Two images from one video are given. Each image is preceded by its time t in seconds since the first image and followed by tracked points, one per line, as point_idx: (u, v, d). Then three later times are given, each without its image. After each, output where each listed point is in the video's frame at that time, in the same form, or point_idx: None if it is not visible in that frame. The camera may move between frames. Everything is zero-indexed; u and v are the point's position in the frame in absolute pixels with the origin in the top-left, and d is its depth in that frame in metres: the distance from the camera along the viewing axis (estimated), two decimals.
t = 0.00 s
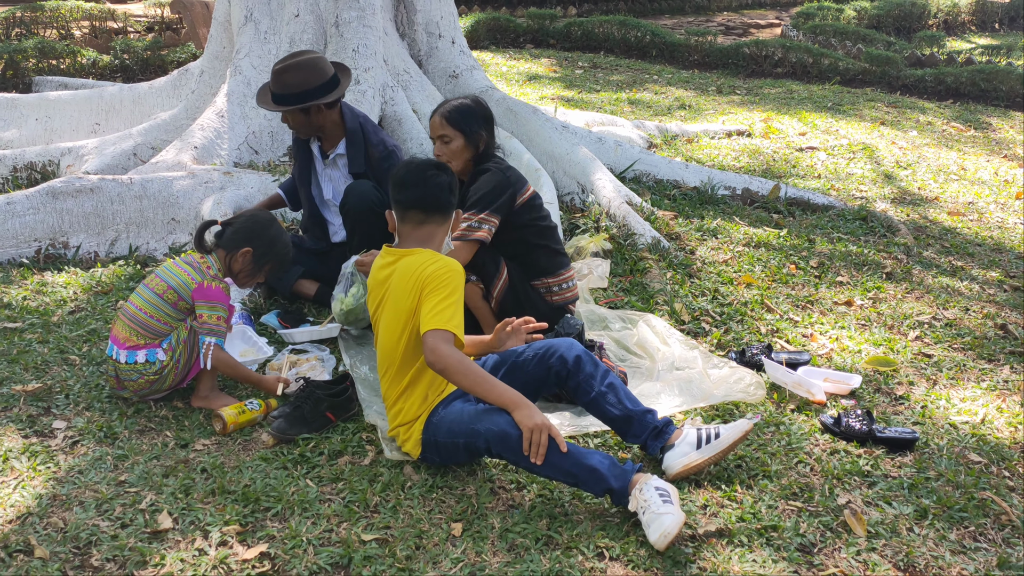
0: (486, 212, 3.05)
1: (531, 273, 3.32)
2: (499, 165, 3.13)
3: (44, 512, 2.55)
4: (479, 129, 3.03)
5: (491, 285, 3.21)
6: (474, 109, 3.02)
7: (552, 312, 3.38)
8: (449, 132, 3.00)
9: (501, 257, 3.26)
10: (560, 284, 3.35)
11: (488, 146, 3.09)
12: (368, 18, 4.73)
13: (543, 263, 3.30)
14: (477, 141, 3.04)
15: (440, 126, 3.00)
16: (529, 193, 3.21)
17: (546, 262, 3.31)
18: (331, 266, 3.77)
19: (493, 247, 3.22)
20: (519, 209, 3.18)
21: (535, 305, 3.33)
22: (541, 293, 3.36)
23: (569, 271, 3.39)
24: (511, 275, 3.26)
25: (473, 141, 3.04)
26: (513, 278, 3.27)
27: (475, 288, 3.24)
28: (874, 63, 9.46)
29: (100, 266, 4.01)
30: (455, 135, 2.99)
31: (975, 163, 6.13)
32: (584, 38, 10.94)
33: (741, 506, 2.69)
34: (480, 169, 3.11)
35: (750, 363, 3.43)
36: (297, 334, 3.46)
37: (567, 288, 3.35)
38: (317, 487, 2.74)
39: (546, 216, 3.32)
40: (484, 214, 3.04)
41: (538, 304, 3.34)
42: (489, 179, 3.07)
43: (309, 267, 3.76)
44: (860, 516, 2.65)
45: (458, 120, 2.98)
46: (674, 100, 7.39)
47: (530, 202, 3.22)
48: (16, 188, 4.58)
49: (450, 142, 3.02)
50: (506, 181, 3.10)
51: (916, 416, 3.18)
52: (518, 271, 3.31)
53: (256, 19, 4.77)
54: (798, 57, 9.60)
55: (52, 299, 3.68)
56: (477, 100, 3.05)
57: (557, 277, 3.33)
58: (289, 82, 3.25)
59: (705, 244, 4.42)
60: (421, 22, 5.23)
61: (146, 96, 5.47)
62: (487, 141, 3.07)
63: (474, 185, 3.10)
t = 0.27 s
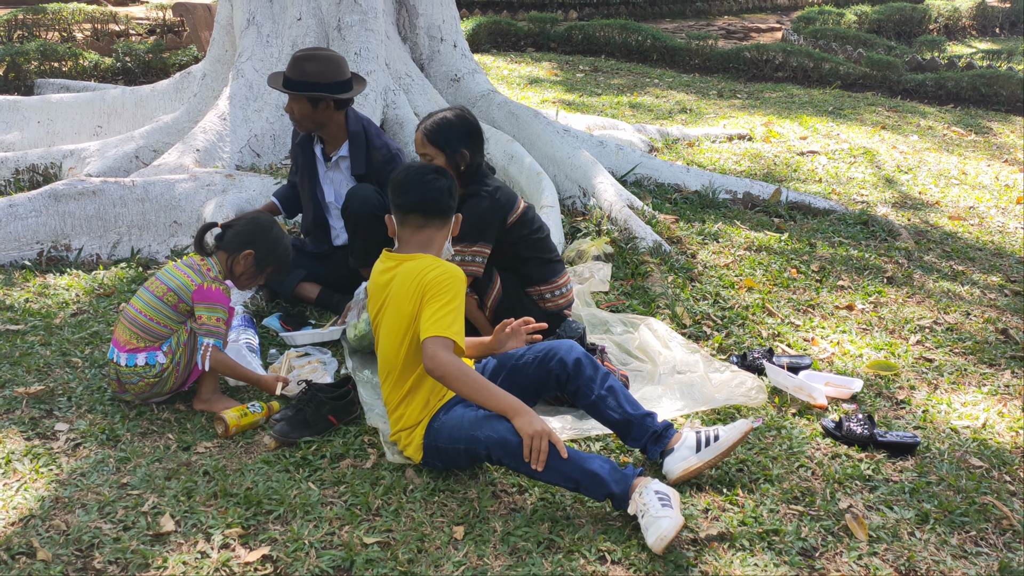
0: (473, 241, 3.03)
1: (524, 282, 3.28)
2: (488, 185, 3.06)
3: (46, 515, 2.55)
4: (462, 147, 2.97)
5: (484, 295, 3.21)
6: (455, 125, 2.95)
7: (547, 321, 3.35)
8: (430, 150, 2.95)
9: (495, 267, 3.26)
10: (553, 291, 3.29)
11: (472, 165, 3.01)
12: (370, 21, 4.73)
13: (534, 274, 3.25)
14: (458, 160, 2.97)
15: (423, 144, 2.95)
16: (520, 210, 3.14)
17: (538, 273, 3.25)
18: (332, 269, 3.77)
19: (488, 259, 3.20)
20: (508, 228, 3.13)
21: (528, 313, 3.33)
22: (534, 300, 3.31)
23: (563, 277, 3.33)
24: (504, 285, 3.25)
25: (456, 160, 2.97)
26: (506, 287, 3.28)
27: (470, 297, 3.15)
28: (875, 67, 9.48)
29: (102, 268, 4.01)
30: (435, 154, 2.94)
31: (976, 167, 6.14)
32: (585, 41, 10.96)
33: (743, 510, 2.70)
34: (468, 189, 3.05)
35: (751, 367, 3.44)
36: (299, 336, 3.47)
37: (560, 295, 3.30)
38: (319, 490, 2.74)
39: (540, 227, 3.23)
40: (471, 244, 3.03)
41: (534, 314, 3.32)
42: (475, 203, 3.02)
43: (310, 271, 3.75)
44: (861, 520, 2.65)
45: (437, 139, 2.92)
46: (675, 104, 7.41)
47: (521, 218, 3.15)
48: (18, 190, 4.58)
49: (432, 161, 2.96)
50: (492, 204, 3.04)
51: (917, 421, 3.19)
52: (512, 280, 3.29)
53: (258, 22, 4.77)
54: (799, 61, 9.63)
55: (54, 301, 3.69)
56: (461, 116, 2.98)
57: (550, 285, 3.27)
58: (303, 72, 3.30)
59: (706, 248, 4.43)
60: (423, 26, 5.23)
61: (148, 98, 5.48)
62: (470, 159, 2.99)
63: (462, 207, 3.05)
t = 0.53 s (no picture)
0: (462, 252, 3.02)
1: (517, 286, 3.26)
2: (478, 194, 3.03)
3: (45, 517, 2.55)
4: (448, 157, 2.96)
5: (479, 300, 3.24)
6: (440, 133, 2.97)
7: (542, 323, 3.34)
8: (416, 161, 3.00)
9: (488, 273, 3.24)
10: (547, 293, 3.26)
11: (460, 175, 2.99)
12: (370, 23, 4.73)
13: (527, 278, 3.22)
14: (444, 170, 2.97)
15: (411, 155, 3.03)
16: (510, 215, 3.08)
17: (530, 276, 3.22)
18: (332, 271, 3.76)
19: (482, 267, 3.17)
20: (499, 236, 3.09)
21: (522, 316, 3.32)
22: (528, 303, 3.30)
23: (556, 278, 3.29)
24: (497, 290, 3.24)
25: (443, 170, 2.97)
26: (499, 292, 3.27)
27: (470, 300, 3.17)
28: (874, 69, 9.49)
29: (101, 269, 4.01)
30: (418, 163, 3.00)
31: (975, 169, 6.14)
32: (585, 43, 10.95)
33: (742, 512, 2.70)
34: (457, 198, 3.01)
35: (750, 369, 3.44)
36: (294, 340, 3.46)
37: (553, 297, 3.27)
38: (318, 492, 2.74)
39: (530, 230, 3.18)
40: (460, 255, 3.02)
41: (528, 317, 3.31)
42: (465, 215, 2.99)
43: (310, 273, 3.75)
44: (860, 522, 2.65)
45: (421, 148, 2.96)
46: (674, 106, 7.41)
47: (512, 225, 3.10)
48: (17, 192, 4.58)
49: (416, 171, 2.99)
50: (482, 214, 3.01)
51: (916, 423, 3.19)
52: (504, 285, 3.27)
53: (257, 24, 4.77)
54: (798, 63, 9.64)
55: (53, 303, 3.69)
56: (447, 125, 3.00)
57: (543, 287, 3.25)
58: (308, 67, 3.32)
59: (705, 250, 4.43)
60: (423, 27, 5.24)
61: (148, 100, 5.48)
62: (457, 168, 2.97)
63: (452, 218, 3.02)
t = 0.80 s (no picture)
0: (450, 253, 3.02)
1: (513, 283, 3.25)
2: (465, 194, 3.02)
3: (42, 516, 2.55)
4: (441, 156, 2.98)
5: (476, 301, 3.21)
6: (433, 134, 2.98)
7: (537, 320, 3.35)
8: (409, 159, 2.96)
9: (483, 272, 3.22)
10: (543, 290, 3.26)
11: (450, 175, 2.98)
12: (368, 22, 4.73)
13: (520, 275, 3.20)
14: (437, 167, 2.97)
15: (401, 153, 2.97)
16: (500, 214, 3.05)
17: (524, 274, 3.20)
18: (331, 270, 3.75)
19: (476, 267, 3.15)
20: (491, 234, 3.07)
21: (519, 313, 3.34)
22: (525, 300, 3.31)
23: (551, 273, 3.26)
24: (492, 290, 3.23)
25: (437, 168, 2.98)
26: (494, 291, 3.28)
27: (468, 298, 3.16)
28: (874, 68, 9.48)
29: (100, 268, 4.01)
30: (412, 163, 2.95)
31: (975, 168, 6.14)
32: (584, 42, 10.94)
33: (740, 511, 2.70)
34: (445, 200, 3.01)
35: (749, 368, 3.43)
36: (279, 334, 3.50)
37: (550, 293, 3.27)
38: (316, 491, 2.74)
39: (522, 228, 3.14)
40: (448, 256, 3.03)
41: (524, 314, 3.33)
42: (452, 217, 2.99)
43: (308, 271, 3.72)
44: (858, 521, 2.65)
45: (415, 146, 2.94)
46: (674, 105, 7.40)
47: (502, 224, 3.07)
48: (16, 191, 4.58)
49: (409, 169, 2.97)
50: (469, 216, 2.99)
51: (915, 422, 3.18)
52: (498, 283, 3.26)
53: (256, 22, 4.76)
54: (798, 62, 9.63)
55: (52, 302, 3.68)
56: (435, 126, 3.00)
57: (538, 284, 3.24)
58: (320, 62, 3.35)
59: (705, 249, 4.42)
60: (421, 26, 5.23)
61: (146, 99, 5.48)
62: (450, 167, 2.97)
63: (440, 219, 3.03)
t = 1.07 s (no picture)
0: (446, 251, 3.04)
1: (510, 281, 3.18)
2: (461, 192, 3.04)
3: (45, 513, 2.55)
4: (444, 153, 2.98)
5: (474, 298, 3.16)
6: (436, 132, 2.99)
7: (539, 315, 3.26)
8: (413, 153, 2.95)
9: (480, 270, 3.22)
10: (542, 285, 3.18)
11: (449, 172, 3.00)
12: (372, 20, 4.72)
13: (518, 272, 3.16)
14: (442, 164, 2.96)
15: (404, 148, 2.95)
16: (494, 211, 3.07)
17: (521, 270, 3.15)
18: (332, 268, 3.76)
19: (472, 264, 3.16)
20: (486, 231, 3.07)
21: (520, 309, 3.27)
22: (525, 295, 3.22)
23: (549, 269, 3.21)
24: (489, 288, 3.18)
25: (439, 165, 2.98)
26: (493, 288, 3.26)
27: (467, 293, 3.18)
28: (878, 66, 9.47)
29: (103, 266, 4.01)
30: (418, 157, 2.94)
31: (979, 167, 6.12)
32: (587, 40, 10.94)
33: (743, 509, 2.69)
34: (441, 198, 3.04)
35: (752, 366, 3.42)
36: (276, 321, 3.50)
37: (548, 287, 3.17)
38: (319, 488, 2.74)
39: (518, 225, 3.14)
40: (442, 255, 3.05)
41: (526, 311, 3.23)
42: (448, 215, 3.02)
43: (310, 269, 3.72)
44: (861, 519, 2.65)
45: (422, 142, 2.94)
46: (677, 104, 7.39)
47: (497, 221, 3.08)
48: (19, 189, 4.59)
49: (414, 165, 2.96)
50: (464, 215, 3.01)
51: (919, 420, 3.18)
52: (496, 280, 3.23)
53: (259, 21, 4.76)
54: (802, 60, 9.61)
55: (56, 300, 3.69)
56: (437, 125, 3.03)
57: (536, 280, 3.17)
58: (335, 59, 3.40)
59: (708, 247, 4.42)
60: (425, 24, 5.23)
61: (150, 97, 5.49)
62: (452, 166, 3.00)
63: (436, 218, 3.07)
